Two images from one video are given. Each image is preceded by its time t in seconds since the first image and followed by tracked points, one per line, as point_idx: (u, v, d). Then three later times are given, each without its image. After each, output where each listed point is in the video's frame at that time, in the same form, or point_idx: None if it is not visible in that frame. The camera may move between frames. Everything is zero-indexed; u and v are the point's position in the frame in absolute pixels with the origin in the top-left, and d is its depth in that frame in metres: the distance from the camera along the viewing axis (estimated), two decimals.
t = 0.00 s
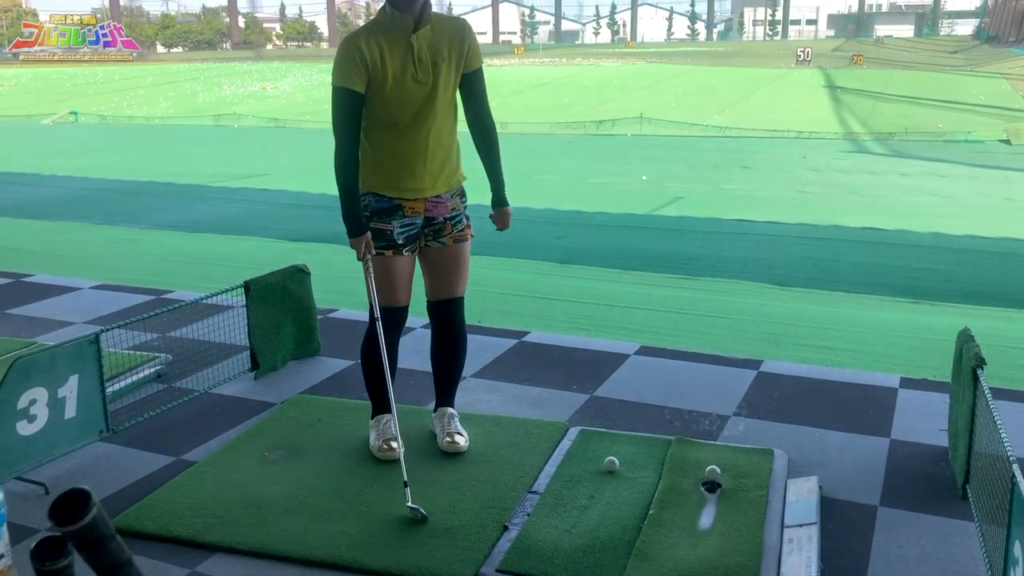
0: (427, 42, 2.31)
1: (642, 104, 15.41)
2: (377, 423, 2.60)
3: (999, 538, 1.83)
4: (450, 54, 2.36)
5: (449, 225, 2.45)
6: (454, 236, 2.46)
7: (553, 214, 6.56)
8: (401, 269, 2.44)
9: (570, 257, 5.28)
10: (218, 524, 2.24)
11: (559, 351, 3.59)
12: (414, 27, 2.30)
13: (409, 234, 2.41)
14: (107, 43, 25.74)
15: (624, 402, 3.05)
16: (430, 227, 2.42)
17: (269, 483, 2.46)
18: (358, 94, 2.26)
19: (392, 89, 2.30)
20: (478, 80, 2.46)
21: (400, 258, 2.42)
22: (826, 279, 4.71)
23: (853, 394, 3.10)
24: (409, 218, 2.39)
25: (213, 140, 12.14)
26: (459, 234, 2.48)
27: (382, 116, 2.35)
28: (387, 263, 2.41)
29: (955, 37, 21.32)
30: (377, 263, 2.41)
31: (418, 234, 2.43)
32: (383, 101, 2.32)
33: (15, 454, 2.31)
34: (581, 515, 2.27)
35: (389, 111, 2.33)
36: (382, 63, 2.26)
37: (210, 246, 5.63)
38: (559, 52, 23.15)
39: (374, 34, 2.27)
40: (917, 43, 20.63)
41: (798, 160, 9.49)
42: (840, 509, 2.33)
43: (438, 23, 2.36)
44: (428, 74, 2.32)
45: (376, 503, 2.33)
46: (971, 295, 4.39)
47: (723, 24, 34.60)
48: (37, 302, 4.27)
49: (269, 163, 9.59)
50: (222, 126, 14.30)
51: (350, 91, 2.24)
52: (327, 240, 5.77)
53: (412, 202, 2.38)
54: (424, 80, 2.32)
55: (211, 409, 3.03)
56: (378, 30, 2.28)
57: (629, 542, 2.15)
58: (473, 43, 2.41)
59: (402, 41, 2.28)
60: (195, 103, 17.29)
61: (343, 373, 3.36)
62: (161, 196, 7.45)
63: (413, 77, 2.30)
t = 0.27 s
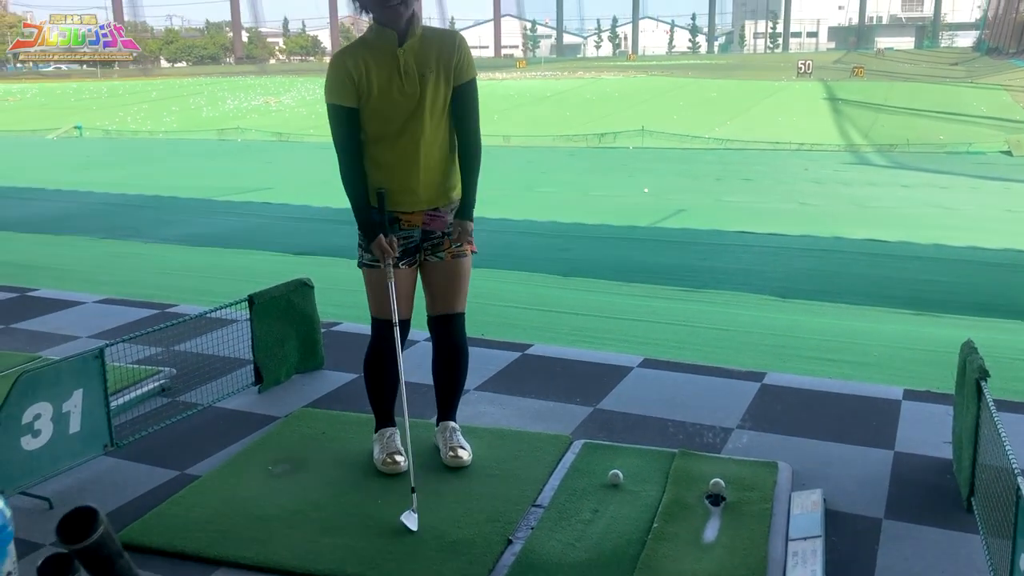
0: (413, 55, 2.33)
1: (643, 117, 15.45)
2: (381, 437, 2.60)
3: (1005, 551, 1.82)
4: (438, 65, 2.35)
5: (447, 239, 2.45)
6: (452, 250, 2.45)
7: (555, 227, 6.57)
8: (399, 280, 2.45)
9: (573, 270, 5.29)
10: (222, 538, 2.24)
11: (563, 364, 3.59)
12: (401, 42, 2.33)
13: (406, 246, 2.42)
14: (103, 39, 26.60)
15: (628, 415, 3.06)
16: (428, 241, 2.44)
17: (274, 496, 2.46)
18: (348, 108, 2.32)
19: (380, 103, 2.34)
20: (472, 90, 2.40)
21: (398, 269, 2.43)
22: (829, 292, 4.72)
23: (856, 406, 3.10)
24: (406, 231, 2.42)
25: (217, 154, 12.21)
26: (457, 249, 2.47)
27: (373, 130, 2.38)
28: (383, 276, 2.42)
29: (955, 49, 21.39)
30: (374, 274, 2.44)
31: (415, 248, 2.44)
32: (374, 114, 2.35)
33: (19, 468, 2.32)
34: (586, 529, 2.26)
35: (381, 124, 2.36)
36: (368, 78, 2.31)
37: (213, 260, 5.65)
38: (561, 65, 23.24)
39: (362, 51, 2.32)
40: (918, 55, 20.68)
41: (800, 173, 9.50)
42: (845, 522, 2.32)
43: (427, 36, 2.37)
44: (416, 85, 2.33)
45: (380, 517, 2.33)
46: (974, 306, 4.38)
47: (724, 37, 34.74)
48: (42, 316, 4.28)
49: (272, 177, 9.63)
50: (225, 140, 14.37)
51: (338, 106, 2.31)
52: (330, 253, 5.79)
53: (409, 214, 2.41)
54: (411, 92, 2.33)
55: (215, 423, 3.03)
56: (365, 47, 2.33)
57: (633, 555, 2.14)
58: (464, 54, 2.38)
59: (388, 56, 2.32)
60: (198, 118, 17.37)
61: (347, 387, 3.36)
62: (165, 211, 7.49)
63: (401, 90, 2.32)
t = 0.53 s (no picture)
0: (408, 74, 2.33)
1: (646, 130, 15.50)
2: (382, 450, 2.60)
3: (1009, 567, 1.81)
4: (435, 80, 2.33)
5: (438, 256, 2.41)
6: (443, 266, 2.42)
7: (558, 239, 6.58)
8: (393, 291, 2.45)
9: (576, 283, 5.30)
10: (224, 552, 2.23)
11: (566, 378, 3.59)
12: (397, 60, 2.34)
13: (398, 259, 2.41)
14: (105, 41, 27.65)
15: (630, 429, 3.05)
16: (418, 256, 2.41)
17: (275, 511, 2.45)
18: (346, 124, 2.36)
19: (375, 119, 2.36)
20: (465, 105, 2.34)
21: (390, 280, 2.42)
22: (832, 305, 4.72)
23: (860, 421, 3.09)
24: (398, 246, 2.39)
25: (221, 166, 12.27)
26: (448, 264, 2.43)
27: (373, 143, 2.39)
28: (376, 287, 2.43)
29: (956, 63, 21.48)
30: (367, 284, 2.44)
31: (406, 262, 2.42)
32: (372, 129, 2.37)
33: (21, 481, 2.31)
34: (588, 544, 2.25)
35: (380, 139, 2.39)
36: (365, 96, 2.34)
37: (216, 272, 5.66)
38: (564, 79, 23.34)
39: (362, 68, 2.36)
40: (921, 69, 20.74)
41: (803, 186, 9.50)
42: (849, 537, 2.31)
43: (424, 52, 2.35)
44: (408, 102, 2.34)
45: (383, 531, 2.32)
46: (977, 321, 4.38)
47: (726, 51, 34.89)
48: (45, 328, 4.29)
49: (275, 189, 9.66)
50: (230, 152, 14.44)
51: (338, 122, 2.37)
52: (333, 266, 5.80)
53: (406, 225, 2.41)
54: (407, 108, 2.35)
55: (217, 436, 3.03)
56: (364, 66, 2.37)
57: (635, 571, 2.13)
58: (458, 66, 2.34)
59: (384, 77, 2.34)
60: (202, 130, 17.45)
61: (350, 400, 3.36)
62: (169, 223, 7.51)
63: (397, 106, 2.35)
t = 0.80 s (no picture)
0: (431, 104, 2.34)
1: (650, 141, 15.53)
2: (384, 462, 2.59)
3: None
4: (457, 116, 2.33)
5: (440, 272, 2.41)
6: (445, 282, 2.42)
7: (562, 251, 6.58)
8: (393, 300, 2.46)
9: (580, 294, 5.29)
10: (226, 564, 2.22)
11: (570, 390, 3.58)
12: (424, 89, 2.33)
13: (400, 269, 2.43)
14: (104, 41, 28.84)
15: (634, 442, 3.04)
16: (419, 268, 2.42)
17: (278, 522, 2.45)
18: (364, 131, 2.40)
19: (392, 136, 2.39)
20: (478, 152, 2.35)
21: (392, 289, 2.44)
22: (836, 318, 4.71)
23: (865, 435, 3.08)
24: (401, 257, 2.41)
25: (226, 176, 12.32)
26: (450, 280, 2.42)
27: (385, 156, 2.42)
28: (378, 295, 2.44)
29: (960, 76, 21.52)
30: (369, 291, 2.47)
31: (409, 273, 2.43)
32: (386, 145, 2.39)
33: (24, 490, 2.31)
34: (592, 559, 2.25)
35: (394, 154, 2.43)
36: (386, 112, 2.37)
37: (220, 282, 5.67)
38: (568, 90, 23.41)
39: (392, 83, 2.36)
40: (925, 81, 20.76)
41: (807, 198, 9.51)
42: (854, 553, 2.30)
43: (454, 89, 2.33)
44: (425, 129, 2.36)
45: (386, 544, 2.32)
46: (982, 335, 4.36)
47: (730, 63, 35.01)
48: (50, 338, 4.29)
49: (280, 199, 9.69)
50: (235, 162, 14.52)
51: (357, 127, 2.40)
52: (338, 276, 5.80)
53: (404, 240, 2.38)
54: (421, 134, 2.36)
55: (221, 447, 3.02)
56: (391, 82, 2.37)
57: None
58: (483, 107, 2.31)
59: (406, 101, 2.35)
60: (208, 139, 17.53)
61: (353, 411, 3.36)
62: (173, 232, 7.53)
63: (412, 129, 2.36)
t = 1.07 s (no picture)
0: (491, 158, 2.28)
1: (654, 147, 15.53)
2: (388, 465, 2.58)
3: None
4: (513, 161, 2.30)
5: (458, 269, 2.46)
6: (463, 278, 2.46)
7: (566, 256, 6.57)
8: (421, 309, 2.43)
9: (583, 299, 5.29)
10: (227, 568, 2.22)
11: (572, 395, 3.58)
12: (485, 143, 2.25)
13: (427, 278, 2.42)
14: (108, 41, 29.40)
15: (637, 447, 3.03)
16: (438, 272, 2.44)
17: (280, 526, 2.44)
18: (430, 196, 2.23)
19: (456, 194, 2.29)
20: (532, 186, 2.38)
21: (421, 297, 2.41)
22: (840, 324, 4.69)
23: (868, 441, 3.07)
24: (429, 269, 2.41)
25: (230, 180, 12.36)
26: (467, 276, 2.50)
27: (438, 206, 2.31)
28: (407, 303, 2.40)
29: (965, 83, 21.49)
30: (398, 304, 2.40)
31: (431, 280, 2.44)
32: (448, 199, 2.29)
33: (26, 493, 2.31)
34: (594, 563, 2.24)
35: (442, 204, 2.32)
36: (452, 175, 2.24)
37: (223, 285, 5.68)
38: (572, 95, 23.43)
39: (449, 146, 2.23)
40: (930, 88, 20.72)
41: (812, 204, 9.49)
42: (856, 558, 2.30)
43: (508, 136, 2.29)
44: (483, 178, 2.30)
45: (387, 548, 2.31)
46: (986, 342, 4.35)
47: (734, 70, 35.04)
48: (52, 341, 4.30)
49: (284, 203, 9.71)
50: (238, 166, 14.56)
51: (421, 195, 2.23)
52: (340, 280, 5.81)
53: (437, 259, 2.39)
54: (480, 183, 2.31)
55: (223, 450, 3.02)
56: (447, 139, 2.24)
57: None
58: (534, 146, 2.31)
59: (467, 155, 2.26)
60: (212, 143, 17.57)
61: (356, 415, 3.35)
62: (177, 236, 7.54)
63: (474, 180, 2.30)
